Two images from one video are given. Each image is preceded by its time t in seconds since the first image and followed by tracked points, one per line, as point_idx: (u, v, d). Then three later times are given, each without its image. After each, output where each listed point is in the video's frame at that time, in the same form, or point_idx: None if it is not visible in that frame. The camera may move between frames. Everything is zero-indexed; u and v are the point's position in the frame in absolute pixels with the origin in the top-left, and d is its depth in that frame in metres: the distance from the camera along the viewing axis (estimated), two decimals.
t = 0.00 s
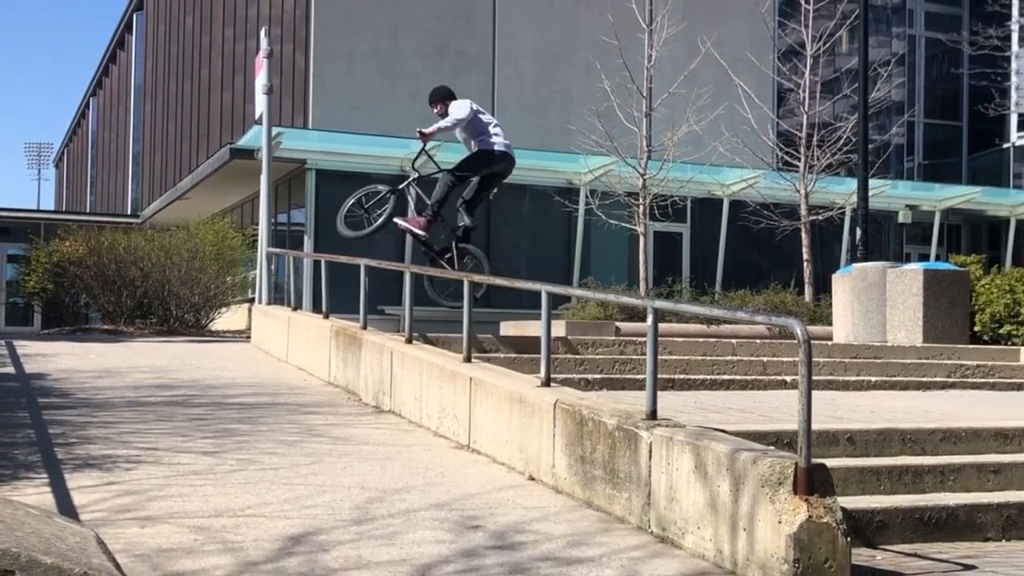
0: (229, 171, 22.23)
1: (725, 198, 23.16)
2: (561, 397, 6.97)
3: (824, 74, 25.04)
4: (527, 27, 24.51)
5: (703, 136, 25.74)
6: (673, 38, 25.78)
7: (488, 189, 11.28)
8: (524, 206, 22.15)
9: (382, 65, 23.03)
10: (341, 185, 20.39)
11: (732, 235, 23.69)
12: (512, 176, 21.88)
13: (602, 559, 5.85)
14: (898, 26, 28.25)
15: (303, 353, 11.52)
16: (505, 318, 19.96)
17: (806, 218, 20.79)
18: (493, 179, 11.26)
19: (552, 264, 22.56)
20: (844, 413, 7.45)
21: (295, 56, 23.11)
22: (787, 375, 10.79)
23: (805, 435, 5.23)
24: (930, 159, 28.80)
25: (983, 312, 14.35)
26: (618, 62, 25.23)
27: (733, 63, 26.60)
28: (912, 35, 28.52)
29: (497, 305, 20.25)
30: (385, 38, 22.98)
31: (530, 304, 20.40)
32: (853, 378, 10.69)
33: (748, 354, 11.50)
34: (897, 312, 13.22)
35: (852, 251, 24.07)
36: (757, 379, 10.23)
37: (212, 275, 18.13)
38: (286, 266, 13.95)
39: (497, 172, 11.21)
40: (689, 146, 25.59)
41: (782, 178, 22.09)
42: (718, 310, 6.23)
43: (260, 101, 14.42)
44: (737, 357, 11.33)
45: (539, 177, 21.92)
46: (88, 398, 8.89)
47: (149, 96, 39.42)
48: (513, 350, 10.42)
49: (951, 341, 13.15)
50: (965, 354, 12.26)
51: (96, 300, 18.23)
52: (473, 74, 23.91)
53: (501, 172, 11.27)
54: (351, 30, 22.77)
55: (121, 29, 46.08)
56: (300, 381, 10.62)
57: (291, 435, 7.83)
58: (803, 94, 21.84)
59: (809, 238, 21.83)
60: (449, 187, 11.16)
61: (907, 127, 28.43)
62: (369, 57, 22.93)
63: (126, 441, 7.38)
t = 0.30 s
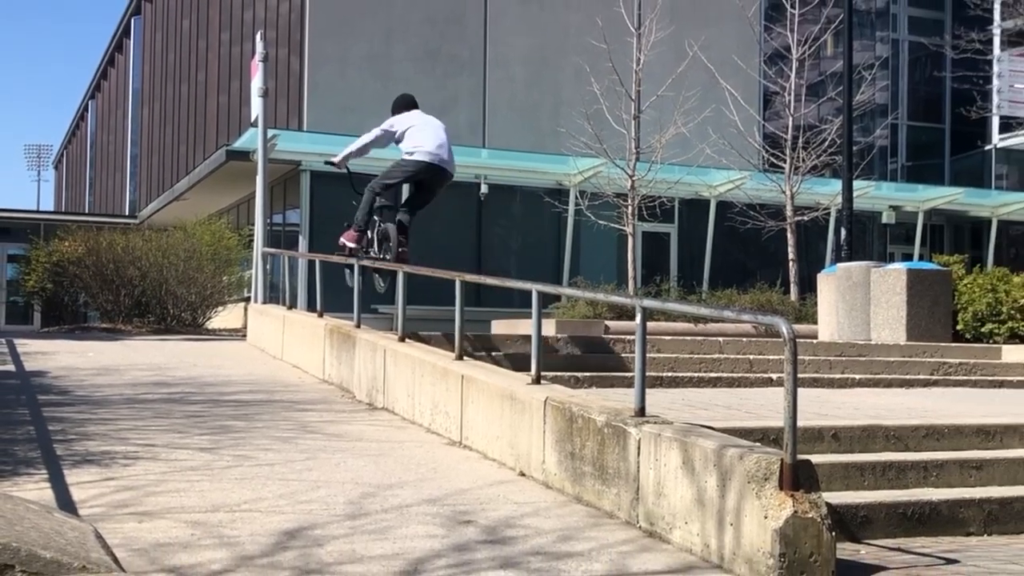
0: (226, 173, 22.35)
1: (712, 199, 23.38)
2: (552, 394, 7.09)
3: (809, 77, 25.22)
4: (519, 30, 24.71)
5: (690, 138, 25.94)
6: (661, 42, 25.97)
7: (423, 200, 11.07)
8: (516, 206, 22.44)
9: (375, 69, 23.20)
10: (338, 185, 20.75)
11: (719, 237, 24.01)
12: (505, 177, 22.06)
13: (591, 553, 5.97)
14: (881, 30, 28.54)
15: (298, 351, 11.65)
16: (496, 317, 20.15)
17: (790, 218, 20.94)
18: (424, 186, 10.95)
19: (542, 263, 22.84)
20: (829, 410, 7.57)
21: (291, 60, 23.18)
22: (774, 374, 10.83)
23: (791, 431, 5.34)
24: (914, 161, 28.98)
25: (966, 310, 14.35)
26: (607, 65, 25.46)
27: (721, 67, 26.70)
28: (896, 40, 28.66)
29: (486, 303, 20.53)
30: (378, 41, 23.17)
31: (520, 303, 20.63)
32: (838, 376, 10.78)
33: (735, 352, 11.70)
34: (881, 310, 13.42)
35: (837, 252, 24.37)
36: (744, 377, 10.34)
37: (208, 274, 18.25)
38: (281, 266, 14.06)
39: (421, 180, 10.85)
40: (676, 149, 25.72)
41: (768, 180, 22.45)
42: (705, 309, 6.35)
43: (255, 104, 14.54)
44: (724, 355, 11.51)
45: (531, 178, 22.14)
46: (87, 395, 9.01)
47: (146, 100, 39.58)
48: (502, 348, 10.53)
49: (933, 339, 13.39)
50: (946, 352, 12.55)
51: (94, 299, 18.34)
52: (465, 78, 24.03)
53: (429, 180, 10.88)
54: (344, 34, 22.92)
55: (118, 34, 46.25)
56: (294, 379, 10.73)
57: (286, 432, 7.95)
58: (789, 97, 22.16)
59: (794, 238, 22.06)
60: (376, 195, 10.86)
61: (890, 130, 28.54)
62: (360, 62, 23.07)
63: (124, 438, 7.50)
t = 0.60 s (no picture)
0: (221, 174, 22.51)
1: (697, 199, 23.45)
2: (541, 392, 7.21)
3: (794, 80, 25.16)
4: (509, 35, 24.89)
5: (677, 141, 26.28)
6: (648, 46, 26.10)
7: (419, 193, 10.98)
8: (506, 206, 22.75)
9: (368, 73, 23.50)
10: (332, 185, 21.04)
11: (705, 238, 24.41)
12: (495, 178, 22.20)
13: (580, 547, 6.09)
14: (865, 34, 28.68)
15: (291, 348, 11.79)
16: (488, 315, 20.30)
17: (777, 218, 21.36)
18: (421, 179, 10.90)
19: (531, 263, 23.19)
20: (814, 407, 7.72)
21: (285, 63, 23.61)
22: (759, 371, 11.04)
23: (776, 427, 5.47)
24: (896, 162, 29.13)
25: (948, 308, 14.59)
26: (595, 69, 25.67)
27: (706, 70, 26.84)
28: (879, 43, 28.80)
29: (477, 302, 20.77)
30: (371, 45, 23.47)
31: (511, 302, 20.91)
32: (822, 373, 10.83)
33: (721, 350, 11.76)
34: (864, 309, 13.62)
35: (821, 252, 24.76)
36: (731, 374, 10.33)
37: (204, 273, 18.41)
38: (276, 266, 14.19)
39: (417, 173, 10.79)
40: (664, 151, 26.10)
41: (753, 181, 22.63)
42: (692, 307, 6.48)
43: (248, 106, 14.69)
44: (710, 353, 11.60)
45: (522, 178, 22.28)
46: (84, 392, 9.13)
47: (143, 102, 39.75)
48: (493, 347, 10.74)
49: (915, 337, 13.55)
50: (928, 350, 12.76)
51: (91, 298, 18.45)
52: (455, 82, 24.30)
53: (423, 173, 10.84)
54: (338, 38, 23.24)
55: (115, 37, 46.44)
56: (289, 376, 10.85)
57: (280, 428, 8.07)
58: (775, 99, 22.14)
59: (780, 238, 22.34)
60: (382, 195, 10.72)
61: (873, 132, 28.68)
62: (353, 67, 23.40)
63: (122, 434, 7.62)
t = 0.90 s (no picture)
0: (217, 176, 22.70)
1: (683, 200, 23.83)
2: (529, 389, 7.34)
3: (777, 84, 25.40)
4: (500, 36, 25.49)
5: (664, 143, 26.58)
6: (635, 50, 26.45)
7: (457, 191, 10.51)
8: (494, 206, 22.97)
9: (360, 76, 23.89)
10: (321, 187, 21.55)
11: (690, 237, 24.64)
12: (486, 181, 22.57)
13: (568, 541, 6.22)
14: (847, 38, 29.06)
15: (286, 346, 11.89)
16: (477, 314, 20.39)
17: (761, 218, 21.48)
18: (465, 174, 10.31)
19: (520, 262, 23.39)
20: (795, 403, 7.87)
21: (278, 67, 23.92)
22: (743, 368, 11.20)
23: (760, 423, 5.60)
24: (877, 164, 29.62)
25: (928, 308, 14.31)
26: (583, 72, 26.15)
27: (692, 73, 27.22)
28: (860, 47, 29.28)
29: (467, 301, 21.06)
30: (363, 49, 23.88)
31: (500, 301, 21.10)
32: (805, 371, 11.06)
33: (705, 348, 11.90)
34: (846, 308, 13.84)
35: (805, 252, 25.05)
36: (714, 372, 10.57)
37: (199, 273, 18.57)
38: (270, 266, 14.34)
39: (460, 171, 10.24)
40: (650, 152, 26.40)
41: (738, 182, 23.01)
42: (677, 307, 6.60)
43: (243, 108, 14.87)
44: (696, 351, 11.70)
45: (510, 180, 22.63)
46: (82, 389, 9.27)
47: (140, 104, 39.98)
48: (483, 344, 10.82)
49: (898, 335, 13.70)
50: (911, 348, 12.90)
51: (89, 297, 18.58)
52: (446, 85, 24.84)
53: (468, 164, 10.26)
54: (331, 42, 23.62)
55: (112, 41, 46.70)
56: (282, 373, 10.99)
57: (274, 425, 8.20)
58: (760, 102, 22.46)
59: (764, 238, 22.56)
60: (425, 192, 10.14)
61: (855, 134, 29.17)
62: (345, 70, 23.78)
63: (118, 430, 7.75)
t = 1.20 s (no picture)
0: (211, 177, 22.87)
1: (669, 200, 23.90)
2: (517, 386, 7.47)
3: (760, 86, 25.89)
4: (486, 41, 25.83)
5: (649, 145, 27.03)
6: (620, 53, 26.79)
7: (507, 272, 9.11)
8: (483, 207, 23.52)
9: (351, 78, 24.33)
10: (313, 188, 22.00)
11: (675, 237, 24.87)
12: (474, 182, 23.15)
13: (555, 536, 6.35)
14: (830, 41, 29.94)
15: (278, 344, 12.03)
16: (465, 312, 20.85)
17: (744, 218, 21.51)
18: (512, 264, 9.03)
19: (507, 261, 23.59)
20: (778, 400, 8.05)
21: (271, 69, 24.50)
22: (727, 366, 11.50)
23: (744, 420, 5.74)
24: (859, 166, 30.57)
25: (908, 305, 14.89)
26: (570, 75, 26.60)
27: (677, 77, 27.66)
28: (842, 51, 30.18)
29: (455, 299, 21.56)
30: (355, 52, 24.31)
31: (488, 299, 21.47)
32: (789, 368, 11.37)
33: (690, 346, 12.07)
34: (829, 306, 14.18)
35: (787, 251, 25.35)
36: (698, 369, 10.74)
37: (193, 272, 18.78)
38: (263, 266, 14.47)
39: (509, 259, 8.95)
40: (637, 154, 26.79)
41: (722, 182, 23.08)
42: (662, 305, 6.72)
43: (236, 111, 15.03)
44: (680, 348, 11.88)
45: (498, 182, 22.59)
46: (78, 386, 9.41)
47: (136, 107, 40.21)
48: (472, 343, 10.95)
49: (878, 334, 14.04)
50: (891, 347, 13.23)
51: (85, 296, 18.76)
52: (436, 88, 25.16)
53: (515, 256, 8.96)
54: (323, 45, 24.06)
55: (108, 45, 46.96)
56: (275, 371, 11.13)
57: (267, 421, 8.34)
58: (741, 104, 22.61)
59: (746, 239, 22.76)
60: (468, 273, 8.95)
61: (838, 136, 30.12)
62: (337, 72, 24.21)
63: (114, 427, 7.88)
